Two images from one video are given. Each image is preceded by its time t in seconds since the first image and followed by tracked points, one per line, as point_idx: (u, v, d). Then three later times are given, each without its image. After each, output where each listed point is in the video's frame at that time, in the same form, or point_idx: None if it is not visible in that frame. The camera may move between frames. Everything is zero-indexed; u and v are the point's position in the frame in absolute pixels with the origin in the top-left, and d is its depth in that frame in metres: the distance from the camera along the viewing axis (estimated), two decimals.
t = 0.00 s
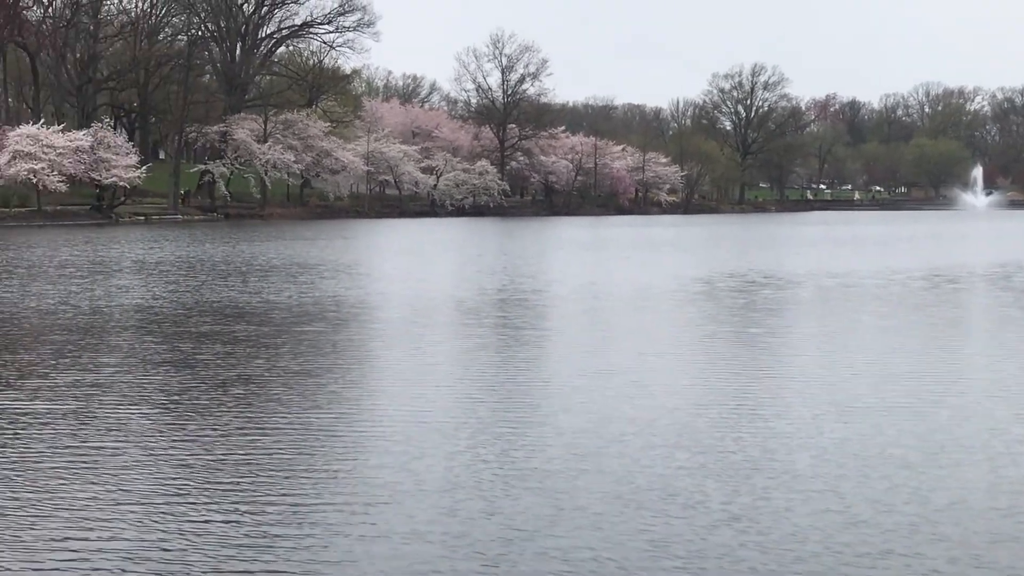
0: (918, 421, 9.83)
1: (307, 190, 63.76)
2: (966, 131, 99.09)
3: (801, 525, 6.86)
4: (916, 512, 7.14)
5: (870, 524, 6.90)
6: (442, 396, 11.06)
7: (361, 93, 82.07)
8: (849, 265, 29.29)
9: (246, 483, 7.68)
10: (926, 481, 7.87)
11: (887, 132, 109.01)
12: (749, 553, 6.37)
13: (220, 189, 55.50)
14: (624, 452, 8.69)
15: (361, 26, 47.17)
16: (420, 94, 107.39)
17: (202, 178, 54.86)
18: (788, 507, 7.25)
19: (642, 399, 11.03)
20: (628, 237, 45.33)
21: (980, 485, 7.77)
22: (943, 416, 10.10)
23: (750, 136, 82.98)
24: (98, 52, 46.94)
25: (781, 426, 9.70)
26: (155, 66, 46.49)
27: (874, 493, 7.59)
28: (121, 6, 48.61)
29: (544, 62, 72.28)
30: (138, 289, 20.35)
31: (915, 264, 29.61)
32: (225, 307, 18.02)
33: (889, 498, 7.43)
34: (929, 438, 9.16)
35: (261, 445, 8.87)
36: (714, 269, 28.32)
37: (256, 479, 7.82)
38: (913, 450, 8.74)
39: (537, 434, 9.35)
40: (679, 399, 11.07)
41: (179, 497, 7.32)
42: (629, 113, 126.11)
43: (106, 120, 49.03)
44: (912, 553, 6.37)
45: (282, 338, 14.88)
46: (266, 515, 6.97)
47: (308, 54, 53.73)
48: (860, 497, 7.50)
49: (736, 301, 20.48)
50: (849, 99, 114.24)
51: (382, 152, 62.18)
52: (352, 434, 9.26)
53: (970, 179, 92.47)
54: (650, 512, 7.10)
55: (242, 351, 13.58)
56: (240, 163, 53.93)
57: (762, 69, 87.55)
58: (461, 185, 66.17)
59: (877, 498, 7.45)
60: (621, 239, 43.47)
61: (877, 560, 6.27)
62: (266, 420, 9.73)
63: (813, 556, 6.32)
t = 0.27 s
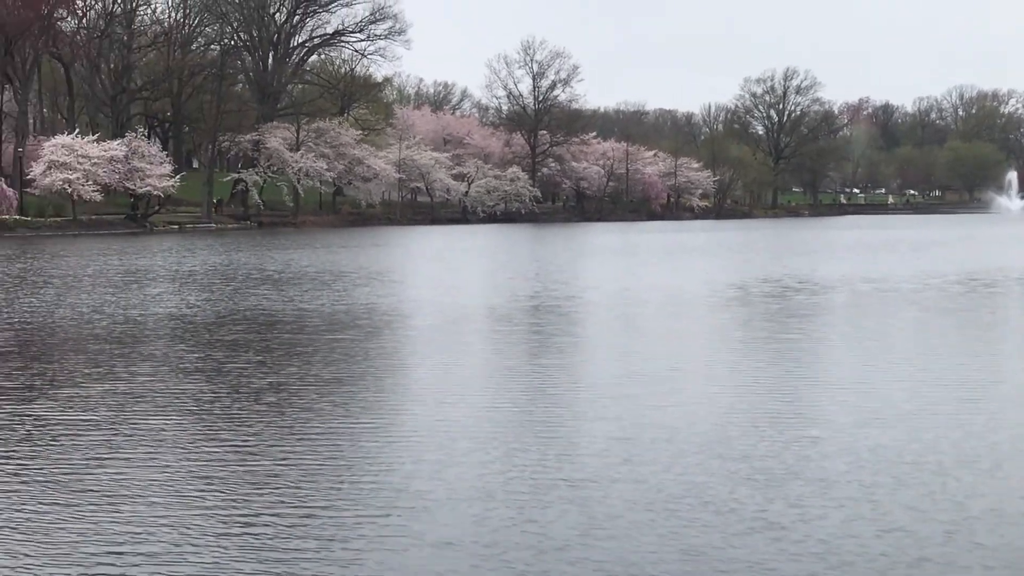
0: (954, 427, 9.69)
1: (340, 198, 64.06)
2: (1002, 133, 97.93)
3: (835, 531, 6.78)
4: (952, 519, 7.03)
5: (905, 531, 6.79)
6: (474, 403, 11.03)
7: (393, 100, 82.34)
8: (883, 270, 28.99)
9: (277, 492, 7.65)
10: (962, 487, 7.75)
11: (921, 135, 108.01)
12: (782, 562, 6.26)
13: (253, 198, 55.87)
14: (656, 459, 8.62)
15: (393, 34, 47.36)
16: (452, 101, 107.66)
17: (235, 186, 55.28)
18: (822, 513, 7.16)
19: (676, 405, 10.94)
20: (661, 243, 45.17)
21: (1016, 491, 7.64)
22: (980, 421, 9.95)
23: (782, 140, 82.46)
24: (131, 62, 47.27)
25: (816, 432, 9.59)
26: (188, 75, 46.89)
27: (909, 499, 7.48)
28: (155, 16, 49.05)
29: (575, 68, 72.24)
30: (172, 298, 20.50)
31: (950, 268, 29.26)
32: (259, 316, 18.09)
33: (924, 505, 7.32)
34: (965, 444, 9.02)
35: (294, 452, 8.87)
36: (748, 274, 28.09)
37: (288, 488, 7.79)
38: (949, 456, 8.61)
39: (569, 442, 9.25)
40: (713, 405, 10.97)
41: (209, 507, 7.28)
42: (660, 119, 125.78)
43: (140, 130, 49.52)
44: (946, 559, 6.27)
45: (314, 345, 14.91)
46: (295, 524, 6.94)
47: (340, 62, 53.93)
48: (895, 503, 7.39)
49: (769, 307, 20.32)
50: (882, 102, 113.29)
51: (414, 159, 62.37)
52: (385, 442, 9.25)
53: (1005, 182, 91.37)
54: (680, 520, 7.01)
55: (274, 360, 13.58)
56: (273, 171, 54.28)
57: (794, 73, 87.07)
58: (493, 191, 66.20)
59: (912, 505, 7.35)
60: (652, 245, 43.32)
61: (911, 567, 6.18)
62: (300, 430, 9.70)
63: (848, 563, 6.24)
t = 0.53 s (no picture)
0: (1001, 431, 9.48)
1: (379, 202, 64.32)
2: None
3: (878, 537, 6.63)
4: (1000, 525, 6.86)
5: (950, 537, 6.64)
6: (512, 408, 10.94)
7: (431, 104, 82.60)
8: (926, 271, 28.60)
9: (315, 497, 7.61)
10: (1008, 493, 7.57)
11: (963, 135, 106.65)
12: (822, 570, 6.10)
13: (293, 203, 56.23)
14: (696, 464, 8.49)
15: (431, 38, 47.50)
16: (490, 104, 107.78)
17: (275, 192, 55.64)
18: (865, 519, 7.01)
19: (717, 410, 10.80)
20: (700, 246, 44.87)
21: None
22: None
23: (823, 142, 81.73)
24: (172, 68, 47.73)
25: (858, 436, 9.41)
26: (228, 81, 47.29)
27: (954, 505, 7.31)
28: (195, 22, 49.53)
29: (613, 70, 72.07)
30: (212, 303, 20.60)
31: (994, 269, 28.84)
32: (297, 321, 18.14)
33: (970, 511, 7.15)
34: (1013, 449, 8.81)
35: (331, 458, 8.82)
36: (789, 277, 27.81)
37: (325, 493, 7.76)
38: (996, 461, 8.42)
39: (606, 447, 9.14)
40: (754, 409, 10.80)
41: (242, 512, 7.26)
42: (699, 121, 125.17)
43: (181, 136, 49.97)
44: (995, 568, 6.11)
45: (353, 350, 14.90)
46: (332, 529, 6.89)
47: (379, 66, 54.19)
48: (939, 509, 7.22)
49: (810, 309, 20.08)
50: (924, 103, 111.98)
51: (453, 163, 62.49)
52: (422, 447, 9.19)
53: None
54: (717, 527, 6.87)
55: (311, 365, 13.59)
56: (312, 176, 54.60)
57: (834, 74, 86.34)
58: (532, 195, 66.13)
59: (957, 510, 7.18)
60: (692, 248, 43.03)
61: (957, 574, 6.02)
62: (336, 435, 9.68)
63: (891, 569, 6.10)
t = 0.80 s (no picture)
0: None
1: (419, 201, 64.44)
2: None
3: (923, 540, 6.47)
4: None
5: (996, 541, 6.45)
6: (550, 408, 10.83)
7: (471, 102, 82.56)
8: (971, 270, 28.11)
9: (352, 498, 7.56)
10: None
11: (1009, 132, 104.94)
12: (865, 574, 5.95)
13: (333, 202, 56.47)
14: (736, 464, 8.35)
15: (471, 36, 47.45)
16: (530, 102, 107.64)
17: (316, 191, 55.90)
18: (908, 521, 6.84)
19: (758, 410, 10.62)
20: (741, 244, 44.51)
21: None
22: None
23: (865, 139, 80.72)
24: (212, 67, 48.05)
25: (903, 437, 9.21)
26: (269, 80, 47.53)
27: (1000, 508, 7.11)
28: (236, 21, 49.86)
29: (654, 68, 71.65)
30: (252, 302, 20.68)
31: None
32: (337, 319, 18.15)
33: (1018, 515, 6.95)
34: None
35: (368, 457, 8.77)
36: (831, 275, 27.43)
37: (361, 493, 7.70)
38: None
39: (644, 447, 9.03)
40: (797, 409, 10.62)
41: (277, 510, 7.25)
42: (740, 119, 124.23)
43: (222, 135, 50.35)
44: None
45: (391, 349, 14.87)
46: (368, 529, 6.83)
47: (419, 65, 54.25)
48: (986, 512, 7.03)
49: (852, 308, 19.78)
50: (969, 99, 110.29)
51: (493, 162, 62.45)
52: (459, 447, 9.12)
53: None
54: (757, 529, 6.73)
55: (350, 363, 13.61)
56: (352, 175, 54.80)
57: (877, 71, 85.29)
58: (572, 193, 65.90)
59: (1004, 515, 6.98)
60: (732, 247, 42.64)
61: None
62: (373, 434, 9.66)
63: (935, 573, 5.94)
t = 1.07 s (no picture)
0: None
1: (454, 196, 64.45)
2: None
3: (962, 541, 6.32)
4: None
5: None
6: (583, 405, 10.72)
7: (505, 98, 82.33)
8: (1012, 265, 27.62)
9: (383, 494, 7.50)
10: None
11: None
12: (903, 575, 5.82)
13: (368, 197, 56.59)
14: (772, 463, 8.21)
15: (507, 32, 47.35)
16: (565, 98, 107.33)
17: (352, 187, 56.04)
18: (948, 521, 6.68)
19: (795, 407, 10.46)
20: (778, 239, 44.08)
21: None
22: None
23: (904, 134, 79.72)
24: (249, 63, 48.26)
25: (943, 435, 9.02)
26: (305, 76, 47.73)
27: None
28: (272, 18, 50.11)
29: (690, 62, 71.17)
30: (287, 297, 20.74)
31: None
32: (371, 315, 18.13)
33: None
34: None
35: (400, 454, 8.71)
36: (869, 271, 27.07)
37: (394, 490, 7.64)
38: None
39: (679, 446, 8.91)
40: (836, 407, 10.44)
41: (310, 507, 7.21)
42: (776, 114, 123.19)
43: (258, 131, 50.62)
44: None
45: (425, 345, 14.82)
46: (399, 527, 6.76)
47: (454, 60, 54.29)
48: None
49: (891, 304, 19.47)
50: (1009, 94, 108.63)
51: (528, 157, 62.34)
52: (491, 444, 9.04)
53: None
54: (793, 530, 6.59)
55: (383, 360, 13.56)
56: (388, 170, 54.88)
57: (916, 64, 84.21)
58: (608, 188, 65.60)
59: None
60: (768, 243, 42.25)
61: None
62: (405, 430, 9.61)
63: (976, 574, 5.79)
